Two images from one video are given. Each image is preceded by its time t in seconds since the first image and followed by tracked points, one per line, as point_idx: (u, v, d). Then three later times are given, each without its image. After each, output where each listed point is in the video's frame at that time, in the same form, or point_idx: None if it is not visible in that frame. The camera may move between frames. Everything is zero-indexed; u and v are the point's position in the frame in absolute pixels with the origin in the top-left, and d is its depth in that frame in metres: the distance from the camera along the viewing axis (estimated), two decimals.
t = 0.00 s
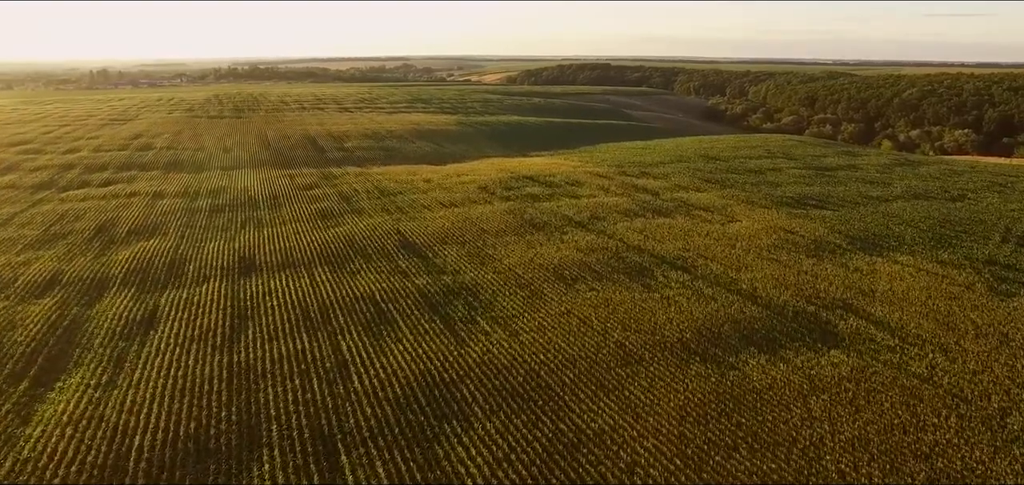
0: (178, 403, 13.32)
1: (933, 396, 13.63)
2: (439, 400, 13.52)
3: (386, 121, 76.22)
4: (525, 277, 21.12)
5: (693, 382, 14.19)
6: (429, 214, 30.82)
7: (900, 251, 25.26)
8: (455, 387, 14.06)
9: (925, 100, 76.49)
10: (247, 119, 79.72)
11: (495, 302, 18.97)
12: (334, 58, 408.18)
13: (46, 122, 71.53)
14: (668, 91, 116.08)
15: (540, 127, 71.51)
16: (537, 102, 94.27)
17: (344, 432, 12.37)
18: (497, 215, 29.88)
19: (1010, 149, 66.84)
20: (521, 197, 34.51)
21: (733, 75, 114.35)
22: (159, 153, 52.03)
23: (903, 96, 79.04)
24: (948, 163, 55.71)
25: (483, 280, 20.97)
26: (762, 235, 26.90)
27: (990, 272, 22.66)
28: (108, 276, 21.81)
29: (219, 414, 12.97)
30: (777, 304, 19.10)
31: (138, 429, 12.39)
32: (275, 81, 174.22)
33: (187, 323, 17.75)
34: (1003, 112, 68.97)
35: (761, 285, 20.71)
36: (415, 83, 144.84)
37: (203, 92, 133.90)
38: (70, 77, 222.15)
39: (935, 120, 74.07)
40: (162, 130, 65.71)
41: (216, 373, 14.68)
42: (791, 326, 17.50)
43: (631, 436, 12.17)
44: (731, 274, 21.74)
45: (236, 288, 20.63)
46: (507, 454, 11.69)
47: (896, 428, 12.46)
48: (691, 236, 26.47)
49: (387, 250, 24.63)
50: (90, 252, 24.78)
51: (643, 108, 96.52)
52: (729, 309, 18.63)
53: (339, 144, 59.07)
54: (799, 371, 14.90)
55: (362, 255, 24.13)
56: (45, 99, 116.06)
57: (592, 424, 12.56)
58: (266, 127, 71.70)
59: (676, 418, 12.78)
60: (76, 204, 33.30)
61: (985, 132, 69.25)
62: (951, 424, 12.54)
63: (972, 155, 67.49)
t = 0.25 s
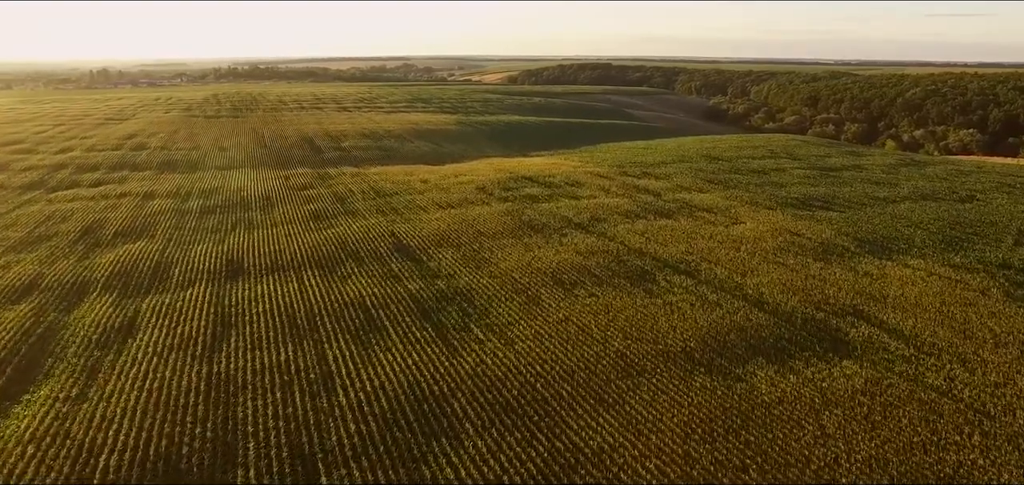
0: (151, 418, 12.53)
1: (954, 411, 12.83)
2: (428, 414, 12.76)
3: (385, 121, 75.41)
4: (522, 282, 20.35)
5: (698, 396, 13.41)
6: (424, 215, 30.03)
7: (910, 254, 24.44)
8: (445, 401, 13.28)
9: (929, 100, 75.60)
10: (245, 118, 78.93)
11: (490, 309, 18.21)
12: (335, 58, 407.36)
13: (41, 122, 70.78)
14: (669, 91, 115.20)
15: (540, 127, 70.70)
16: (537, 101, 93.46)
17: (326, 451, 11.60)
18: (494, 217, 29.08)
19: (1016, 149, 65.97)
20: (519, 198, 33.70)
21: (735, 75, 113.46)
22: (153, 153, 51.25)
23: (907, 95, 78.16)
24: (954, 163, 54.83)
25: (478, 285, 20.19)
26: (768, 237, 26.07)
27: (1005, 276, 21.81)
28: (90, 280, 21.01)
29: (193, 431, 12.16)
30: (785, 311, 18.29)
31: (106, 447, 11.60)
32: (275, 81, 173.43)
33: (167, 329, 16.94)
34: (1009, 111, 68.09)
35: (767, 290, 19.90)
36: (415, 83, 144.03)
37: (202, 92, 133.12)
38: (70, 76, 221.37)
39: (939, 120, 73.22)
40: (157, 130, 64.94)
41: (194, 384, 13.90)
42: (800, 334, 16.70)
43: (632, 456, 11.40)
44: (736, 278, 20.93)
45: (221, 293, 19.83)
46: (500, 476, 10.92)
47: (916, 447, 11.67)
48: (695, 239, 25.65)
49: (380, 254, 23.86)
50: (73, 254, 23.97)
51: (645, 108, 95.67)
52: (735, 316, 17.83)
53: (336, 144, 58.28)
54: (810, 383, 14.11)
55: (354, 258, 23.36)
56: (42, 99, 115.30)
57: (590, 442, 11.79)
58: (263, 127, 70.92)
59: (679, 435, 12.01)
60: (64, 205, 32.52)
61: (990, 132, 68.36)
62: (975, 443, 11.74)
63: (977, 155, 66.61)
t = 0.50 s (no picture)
0: (124, 434, 11.84)
1: (973, 427, 12.15)
2: (418, 430, 12.08)
3: (384, 121, 74.74)
4: (518, 287, 19.68)
5: (703, 409, 12.74)
6: (420, 216, 29.38)
7: (918, 257, 23.73)
8: (436, 415, 12.61)
9: (932, 99, 74.84)
10: (242, 118, 78.27)
11: (485, 315, 17.54)
12: (335, 58, 406.67)
13: (37, 121, 70.15)
14: (671, 91, 114.45)
15: (541, 127, 70.01)
16: (537, 101, 92.74)
17: (308, 471, 10.92)
18: (492, 219, 28.40)
19: (1021, 150, 65.19)
20: (518, 199, 33.03)
21: (736, 75, 112.72)
22: (148, 153, 50.62)
23: (910, 95, 77.40)
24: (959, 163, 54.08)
25: (473, 290, 19.53)
26: (772, 240, 25.39)
27: (1018, 281, 21.09)
28: (71, 285, 20.33)
29: (168, 448, 11.48)
30: (792, 318, 17.60)
31: (73, 468, 10.89)
32: (275, 80, 172.91)
33: (148, 337, 16.23)
34: (1013, 111, 67.32)
35: (773, 296, 19.21)
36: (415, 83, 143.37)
37: (200, 91, 132.53)
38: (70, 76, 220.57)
39: (943, 120, 72.48)
40: (153, 130, 64.29)
41: (171, 398, 13.19)
42: (808, 342, 16.02)
43: (633, 477, 10.76)
44: (740, 283, 20.25)
45: (207, 298, 19.16)
46: None
47: (934, 467, 10.99)
48: (697, 241, 24.95)
49: (373, 257, 23.20)
50: (57, 257, 23.30)
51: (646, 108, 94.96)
52: (739, 323, 17.15)
53: (333, 144, 57.62)
54: (820, 396, 13.44)
55: (348, 262, 22.74)
56: (40, 98, 114.76)
57: (588, 462, 11.14)
58: (260, 126, 70.29)
59: (683, 454, 11.35)
60: (52, 206, 31.89)
61: (994, 132, 67.62)
62: (997, 464, 11.04)
63: (981, 156, 65.83)
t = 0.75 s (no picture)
0: (90, 456, 11.06)
1: (998, 448, 11.39)
2: (403, 451, 11.31)
3: (382, 121, 74.01)
4: (515, 294, 18.91)
5: (708, 428, 11.97)
6: (416, 219, 28.62)
7: (929, 262, 22.97)
8: (424, 434, 11.84)
9: (936, 99, 74.04)
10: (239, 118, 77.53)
11: (480, 324, 16.78)
12: (336, 58, 405.74)
13: (32, 121, 69.48)
14: (672, 91, 113.61)
15: (540, 127, 69.27)
16: (537, 101, 91.99)
17: None
18: (489, 221, 27.63)
19: None
20: (516, 201, 32.29)
21: (738, 74, 111.89)
22: (142, 153, 49.92)
23: (913, 95, 76.59)
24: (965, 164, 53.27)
25: (467, 297, 18.77)
26: (778, 244, 24.62)
27: None
28: (50, 290, 19.57)
29: (136, 472, 10.72)
30: (802, 326, 16.82)
31: None
32: (275, 80, 172.35)
33: (124, 346, 15.46)
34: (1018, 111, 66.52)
35: (780, 303, 18.44)
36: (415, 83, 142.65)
37: (199, 91, 131.92)
38: (70, 76, 220.09)
39: (947, 120, 71.63)
40: (148, 130, 63.56)
41: (144, 414, 12.43)
42: (818, 353, 15.23)
43: None
44: (746, 289, 19.47)
45: (190, 305, 18.40)
46: None
47: None
48: (701, 245, 24.18)
49: (365, 262, 22.44)
50: (38, 262, 22.54)
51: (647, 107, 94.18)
52: (746, 332, 16.38)
53: (330, 144, 56.87)
54: (834, 412, 12.67)
55: (339, 267, 21.99)
56: (37, 98, 114.15)
57: None
58: (257, 126, 69.58)
59: (688, 479, 10.58)
60: (40, 208, 31.17)
61: (998, 132, 66.82)
62: None
63: (986, 156, 65.02)
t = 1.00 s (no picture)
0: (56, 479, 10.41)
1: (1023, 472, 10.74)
2: (389, 473, 10.66)
3: (380, 121, 73.34)
4: (511, 301, 18.26)
5: (713, 448, 11.32)
6: (411, 221, 27.97)
7: (939, 267, 22.30)
8: (412, 454, 11.19)
9: (939, 99, 73.32)
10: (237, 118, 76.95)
11: (474, 333, 16.12)
12: (337, 58, 405.34)
13: (27, 121, 68.85)
14: (672, 91, 112.96)
15: (540, 127, 68.62)
16: (537, 101, 91.34)
17: None
18: (485, 224, 26.97)
19: None
20: (514, 203, 31.63)
21: (739, 74, 111.13)
22: (136, 154, 49.27)
23: (916, 95, 75.86)
24: (970, 165, 52.56)
25: (461, 305, 18.12)
26: (783, 248, 23.96)
27: None
28: (30, 297, 18.90)
29: None
30: (810, 336, 16.16)
31: None
32: (274, 80, 171.83)
33: (102, 357, 14.79)
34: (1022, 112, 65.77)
35: (787, 310, 17.76)
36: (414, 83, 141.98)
37: (198, 91, 131.43)
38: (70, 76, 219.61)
39: (951, 120, 70.75)
40: (144, 130, 62.97)
41: (117, 432, 11.76)
42: (827, 366, 14.57)
43: None
44: (751, 297, 18.79)
45: (174, 313, 17.73)
46: None
47: None
48: (704, 249, 23.53)
49: (357, 267, 21.79)
50: (21, 266, 21.89)
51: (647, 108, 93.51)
52: (751, 342, 15.70)
53: (327, 144, 56.27)
54: (846, 430, 12.01)
55: (330, 272, 21.34)
56: (35, 98, 113.62)
57: None
58: (254, 126, 68.92)
59: None
60: (28, 210, 30.53)
61: (1003, 133, 66.08)
62: None
63: (990, 157, 64.29)
